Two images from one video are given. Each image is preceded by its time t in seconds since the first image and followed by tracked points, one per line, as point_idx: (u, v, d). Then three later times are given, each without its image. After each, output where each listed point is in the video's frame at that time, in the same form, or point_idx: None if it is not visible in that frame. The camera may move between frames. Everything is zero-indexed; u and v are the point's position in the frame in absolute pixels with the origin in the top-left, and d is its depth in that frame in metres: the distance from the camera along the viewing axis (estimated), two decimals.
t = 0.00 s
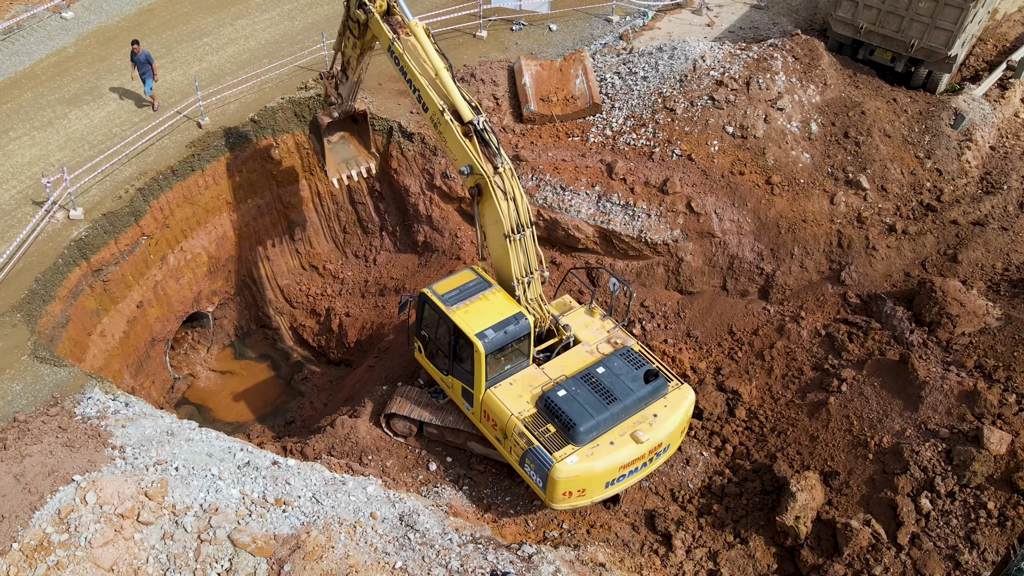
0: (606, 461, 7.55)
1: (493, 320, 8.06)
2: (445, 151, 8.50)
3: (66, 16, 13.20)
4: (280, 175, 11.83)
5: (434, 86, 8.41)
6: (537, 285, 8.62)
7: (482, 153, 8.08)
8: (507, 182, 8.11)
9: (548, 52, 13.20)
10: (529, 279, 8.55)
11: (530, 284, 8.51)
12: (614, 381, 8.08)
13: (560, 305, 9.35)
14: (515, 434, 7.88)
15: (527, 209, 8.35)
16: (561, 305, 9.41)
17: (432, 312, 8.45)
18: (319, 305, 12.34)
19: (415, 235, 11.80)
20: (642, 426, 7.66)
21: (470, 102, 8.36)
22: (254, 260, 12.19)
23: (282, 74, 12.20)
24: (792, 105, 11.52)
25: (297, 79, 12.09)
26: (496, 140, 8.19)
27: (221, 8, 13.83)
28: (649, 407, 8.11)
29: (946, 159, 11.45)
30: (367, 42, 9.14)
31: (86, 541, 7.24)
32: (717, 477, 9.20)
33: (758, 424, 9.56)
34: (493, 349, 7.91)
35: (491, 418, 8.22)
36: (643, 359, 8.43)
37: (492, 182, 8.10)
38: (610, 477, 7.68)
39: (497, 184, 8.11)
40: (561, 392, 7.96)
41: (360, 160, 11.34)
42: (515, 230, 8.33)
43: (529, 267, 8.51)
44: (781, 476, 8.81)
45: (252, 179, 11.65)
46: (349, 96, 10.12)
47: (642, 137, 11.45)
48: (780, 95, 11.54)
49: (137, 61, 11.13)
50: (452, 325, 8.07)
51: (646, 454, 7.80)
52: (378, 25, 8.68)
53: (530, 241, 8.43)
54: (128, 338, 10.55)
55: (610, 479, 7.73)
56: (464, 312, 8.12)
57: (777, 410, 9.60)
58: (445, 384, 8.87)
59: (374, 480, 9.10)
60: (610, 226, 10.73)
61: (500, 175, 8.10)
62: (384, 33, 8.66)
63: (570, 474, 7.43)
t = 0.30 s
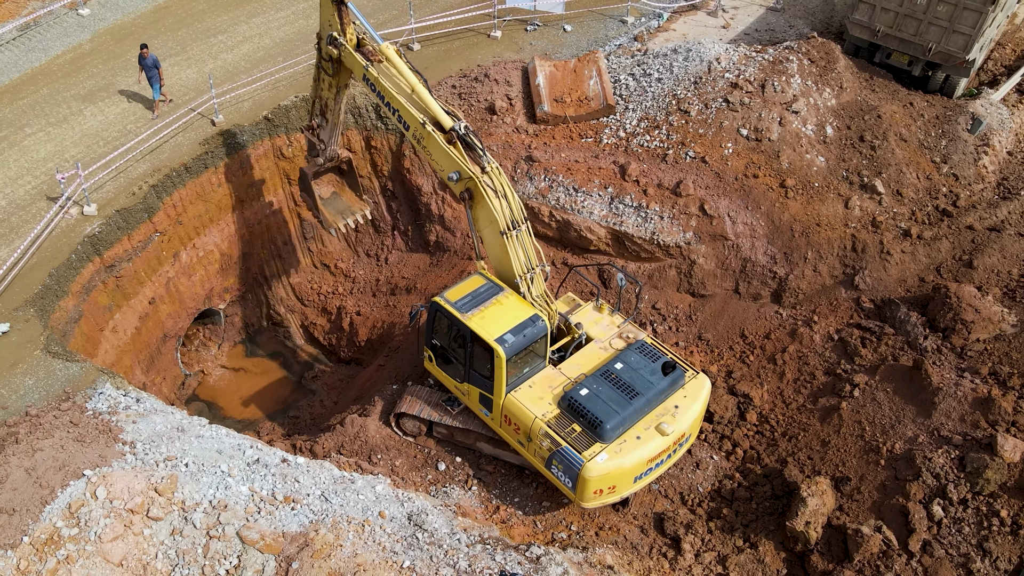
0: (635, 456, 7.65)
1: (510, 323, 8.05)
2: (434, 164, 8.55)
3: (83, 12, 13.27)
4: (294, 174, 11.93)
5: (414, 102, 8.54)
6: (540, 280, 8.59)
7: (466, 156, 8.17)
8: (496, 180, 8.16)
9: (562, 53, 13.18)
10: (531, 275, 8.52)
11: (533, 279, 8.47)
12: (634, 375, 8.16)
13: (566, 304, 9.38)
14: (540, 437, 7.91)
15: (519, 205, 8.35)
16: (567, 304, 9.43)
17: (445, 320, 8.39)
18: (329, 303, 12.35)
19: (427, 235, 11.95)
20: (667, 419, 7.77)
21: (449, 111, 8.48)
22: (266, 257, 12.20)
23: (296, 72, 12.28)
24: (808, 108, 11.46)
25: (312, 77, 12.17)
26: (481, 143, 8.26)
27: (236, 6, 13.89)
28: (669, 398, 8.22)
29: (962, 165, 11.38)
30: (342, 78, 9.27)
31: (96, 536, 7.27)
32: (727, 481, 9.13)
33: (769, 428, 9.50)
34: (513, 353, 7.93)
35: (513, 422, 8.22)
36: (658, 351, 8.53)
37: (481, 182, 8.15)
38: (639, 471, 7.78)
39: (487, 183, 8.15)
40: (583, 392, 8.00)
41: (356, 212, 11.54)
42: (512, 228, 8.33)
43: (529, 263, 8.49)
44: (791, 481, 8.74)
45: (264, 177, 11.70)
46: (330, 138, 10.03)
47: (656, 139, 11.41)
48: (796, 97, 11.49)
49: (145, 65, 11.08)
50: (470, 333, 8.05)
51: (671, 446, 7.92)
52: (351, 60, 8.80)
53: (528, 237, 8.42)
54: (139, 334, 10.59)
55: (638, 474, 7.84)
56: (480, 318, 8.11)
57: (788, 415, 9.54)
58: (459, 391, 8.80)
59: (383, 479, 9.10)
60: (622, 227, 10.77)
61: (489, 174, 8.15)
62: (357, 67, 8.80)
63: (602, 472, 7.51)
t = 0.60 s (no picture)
0: (654, 451, 7.69)
1: (522, 326, 8.05)
2: (420, 178, 8.86)
3: (92, 10, 13.30)
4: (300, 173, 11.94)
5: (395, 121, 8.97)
6: (538, 278, 8.61)
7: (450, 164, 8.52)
8: (481, 183, 8.45)
9: (569, 53, 13.18)
10: (529, 273, 8.54)
11: (532, 277, 8.49)
12: (646, 370, 8.22)
13: (567, 303, 9.40)
14: (555, 438, 7.89)
15: (508, 206, 8.58)
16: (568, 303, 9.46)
17: (453, 326, 8.34)
18: (335, 303, 12.32)
19: (433, 234, 11.95)
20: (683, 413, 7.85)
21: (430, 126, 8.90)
22: (272, 256, 12.22)
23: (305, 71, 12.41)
24: (816, 110, 11.44)
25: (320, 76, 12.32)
26: (462, 151, 8.62)
27: (244, 5, 13.93)
28: (680, 391, 8.31)
29: (971, 167, 11.34)
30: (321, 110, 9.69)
31: (101, 532, 7.28)
32: (732, 483, 9.11)
33: (775, 430, 9.48)
34: (526, 355, 7.91)
35: (527, 424, 8.17)
36: (666, 345, 8.60)
37: (467, 185, 8.44)
38: (657, 466, 7.83)
39: (474, 185, 8.43)
40: (598, 389, 8.03)
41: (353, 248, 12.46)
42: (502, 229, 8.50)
43: (525, 263, 8.55)
44: (797, 484, 8.70)
45: (271, 176, 11.78)
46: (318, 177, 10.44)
47: (663, 139, 11.39)
48: (804, 99, 11.47)
49: (146, 68, 11.02)
50: (481, 338, 8.02)
51: (686, 439, 8.00)
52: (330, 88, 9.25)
53: (519, 236, 8.57)
54: (145, 332, 10.59)
55: (655, 469, 7.89)
56: (490, 322, 8.08)
57: (794, 417, 9.51)
58: (468, 397, 8.74)
59: (387, 479, 9.10)
60: (628, 228, 10.76)
61: (474, 177, 8.47)
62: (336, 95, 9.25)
63: (622, 468, 7.53)
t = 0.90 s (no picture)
0: (668, 446, 7.72)
1: (531, 328, 8.04)
2: (410, 192, 8.89)
3: (99, 9, 13.33)
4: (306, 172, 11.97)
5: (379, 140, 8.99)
6: (535, 277, 8.72)
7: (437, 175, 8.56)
8: (469, 188, 8.49)
9: (575, 53, 13.17)
10: (526, 272, 8.63)
11: (530, 277, 8.58)
12: (655, 365, 8.23)
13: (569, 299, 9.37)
14: (568, 438, 7.90)
15: (498, 207, 8.61)
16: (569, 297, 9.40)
17: (460, 331, 8.30)
18: (340, 302, 12.46)
19: (438, 234, 11.95)
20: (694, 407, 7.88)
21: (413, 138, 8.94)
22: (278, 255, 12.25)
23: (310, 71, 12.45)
24: (822, 111, 11.41)
25: (326, 76, 12.35)
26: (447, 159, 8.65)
27: (251, 4, 13.96)
28: (689, 385, 8.34)
29: (978, 169, 11.31)
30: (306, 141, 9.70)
31: (105, 530, 7.29)
32: (737, 485, 9.10)
33: (780, 432, 9.46)
34: (537, 357, 7.91)
35: (539, 425, 8.17)
36: (672, 340, 8.60)
37: (456, 192, 8.48)
38: (671, 461, 7.87)
39: (463, 192, 8.47)
40: (609, 387, 8.03)
41: (347, 276, 12.48)
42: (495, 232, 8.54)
43: (520, 262, 8.61)
44: (801, 486, 8.68)
45: (277, 174, 11.93)
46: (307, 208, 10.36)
47: (669, 140, 11.36)
48: (810, 100, 11.44)
49: (143, 73, 10.93)
50: (491, 341, 7.99)
51: (697, 433, 8.04)
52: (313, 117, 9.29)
53: (512, 236, 8.61)
54: (150, 330, 10.60)
55: (669, 463, 7.92)
56: (499, 325, 8.06)
57: (799, 419, 9.49)
58: (476, 401, 8.71)
59: (391, 478, 9.11)
60: (634, 229, 10.75)
61: (462, 183, 8.50)
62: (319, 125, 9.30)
63: (639, 465, 7.56)
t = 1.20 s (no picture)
0: (682, 442, 7.75)
1: (540, 330, 8.04)
2: (401, 210, 9.00)
3: (107, 7, 13.36)
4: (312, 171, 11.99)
5: (367, 162, 9.11)
6: (533, 277, 8.74)
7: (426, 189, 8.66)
8: (458, 197, 8.58)
9: (582, 53, 13.15)
10: (523, 274, 8.64)
11: (529, 277, 8.63)
12: (663, 361, 8.24)
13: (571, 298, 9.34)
14: (581, 438, 7.90)
15: (488, 212, 8.71)
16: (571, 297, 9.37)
17: (469, 335, 8.28)
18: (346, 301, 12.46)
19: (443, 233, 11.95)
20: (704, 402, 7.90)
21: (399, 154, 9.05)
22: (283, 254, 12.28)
23: (317, 70, 12.48)
24: (830, 112, 11.39)
25: (332, 75, 12.38)
26: (434, 172, 8.76)
27: (258, 3, 13.99)
28: (698, 380, 8.35)
29: (987, 172, 11.28)
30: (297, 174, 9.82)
31: (110, 527, 7.30)
32: (742, 487, 9.08)
33: (786, 434, 9.44)
34: (548, 359, 7.90)
35: (551, 427, 8.16)
36: (678, 336, 8.61)
37: (446, 202, 8.58)
38: (684, 456, 7.89)
39: (453, 201, 8.57)
40: (620, 385, 8.03)
41: (338, 301, 12.37)
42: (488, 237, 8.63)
43: (516, 263, 8.67)
44: (807, 488, 8.65)
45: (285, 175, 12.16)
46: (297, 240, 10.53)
47: (675, 141, 11.36)
48: (818, 102, 11.41)
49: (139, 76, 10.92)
50: (501, 344, 7.99)
51: (708, 428, 8.07)
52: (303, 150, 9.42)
53: (506, 239, 8.69)
54: (156, 328, 10.61)
55: (683, 459, 7.95)
56: (508, 328, 8.06)
57: (805, 421, 9.47)
58: (485, 405, 8.69)
59: (396, 477, 9.11)
60: (639, 230, 10.75)
61: (451, 193, 8.60)
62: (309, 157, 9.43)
63: (654, 462, 7.58)
